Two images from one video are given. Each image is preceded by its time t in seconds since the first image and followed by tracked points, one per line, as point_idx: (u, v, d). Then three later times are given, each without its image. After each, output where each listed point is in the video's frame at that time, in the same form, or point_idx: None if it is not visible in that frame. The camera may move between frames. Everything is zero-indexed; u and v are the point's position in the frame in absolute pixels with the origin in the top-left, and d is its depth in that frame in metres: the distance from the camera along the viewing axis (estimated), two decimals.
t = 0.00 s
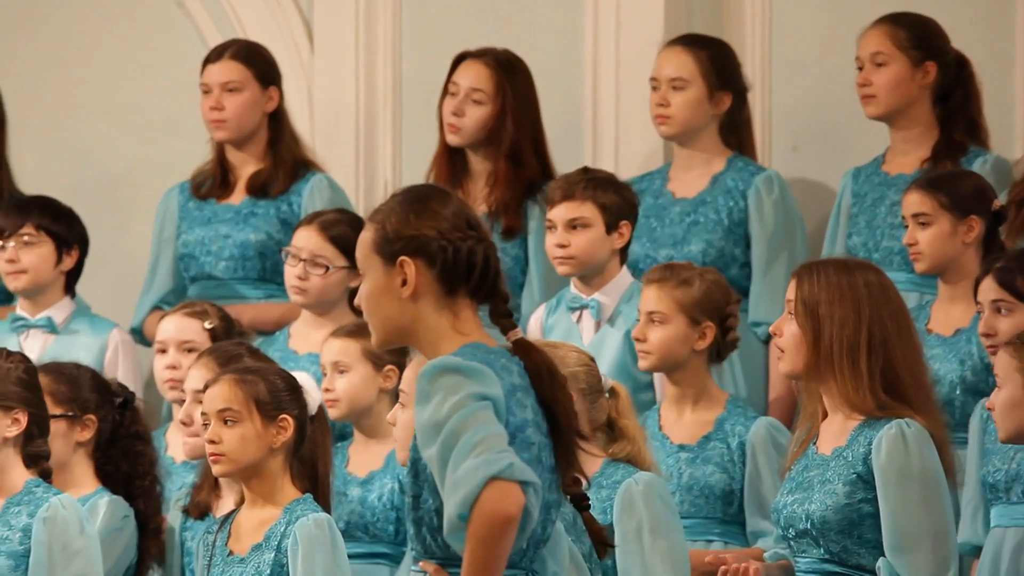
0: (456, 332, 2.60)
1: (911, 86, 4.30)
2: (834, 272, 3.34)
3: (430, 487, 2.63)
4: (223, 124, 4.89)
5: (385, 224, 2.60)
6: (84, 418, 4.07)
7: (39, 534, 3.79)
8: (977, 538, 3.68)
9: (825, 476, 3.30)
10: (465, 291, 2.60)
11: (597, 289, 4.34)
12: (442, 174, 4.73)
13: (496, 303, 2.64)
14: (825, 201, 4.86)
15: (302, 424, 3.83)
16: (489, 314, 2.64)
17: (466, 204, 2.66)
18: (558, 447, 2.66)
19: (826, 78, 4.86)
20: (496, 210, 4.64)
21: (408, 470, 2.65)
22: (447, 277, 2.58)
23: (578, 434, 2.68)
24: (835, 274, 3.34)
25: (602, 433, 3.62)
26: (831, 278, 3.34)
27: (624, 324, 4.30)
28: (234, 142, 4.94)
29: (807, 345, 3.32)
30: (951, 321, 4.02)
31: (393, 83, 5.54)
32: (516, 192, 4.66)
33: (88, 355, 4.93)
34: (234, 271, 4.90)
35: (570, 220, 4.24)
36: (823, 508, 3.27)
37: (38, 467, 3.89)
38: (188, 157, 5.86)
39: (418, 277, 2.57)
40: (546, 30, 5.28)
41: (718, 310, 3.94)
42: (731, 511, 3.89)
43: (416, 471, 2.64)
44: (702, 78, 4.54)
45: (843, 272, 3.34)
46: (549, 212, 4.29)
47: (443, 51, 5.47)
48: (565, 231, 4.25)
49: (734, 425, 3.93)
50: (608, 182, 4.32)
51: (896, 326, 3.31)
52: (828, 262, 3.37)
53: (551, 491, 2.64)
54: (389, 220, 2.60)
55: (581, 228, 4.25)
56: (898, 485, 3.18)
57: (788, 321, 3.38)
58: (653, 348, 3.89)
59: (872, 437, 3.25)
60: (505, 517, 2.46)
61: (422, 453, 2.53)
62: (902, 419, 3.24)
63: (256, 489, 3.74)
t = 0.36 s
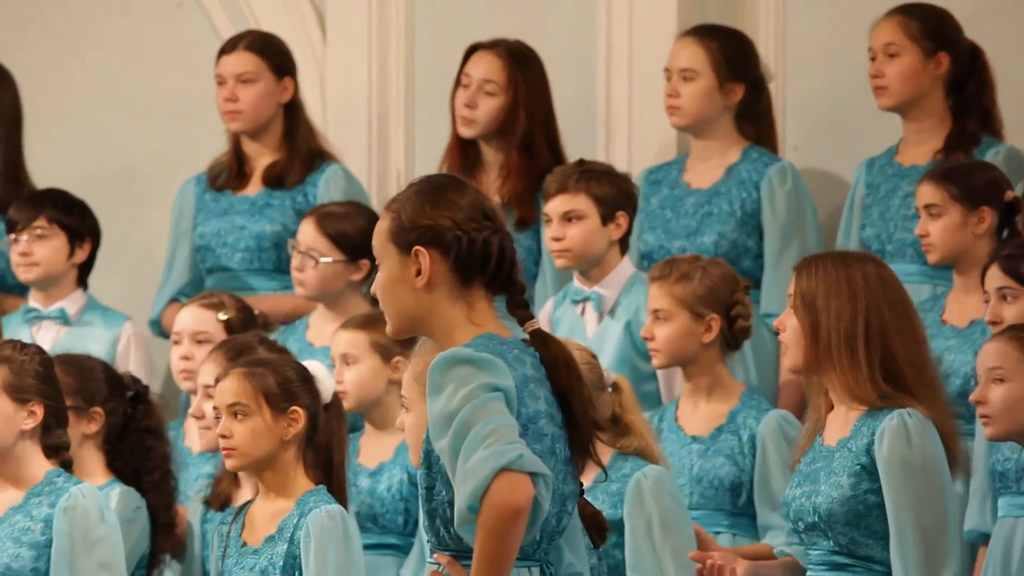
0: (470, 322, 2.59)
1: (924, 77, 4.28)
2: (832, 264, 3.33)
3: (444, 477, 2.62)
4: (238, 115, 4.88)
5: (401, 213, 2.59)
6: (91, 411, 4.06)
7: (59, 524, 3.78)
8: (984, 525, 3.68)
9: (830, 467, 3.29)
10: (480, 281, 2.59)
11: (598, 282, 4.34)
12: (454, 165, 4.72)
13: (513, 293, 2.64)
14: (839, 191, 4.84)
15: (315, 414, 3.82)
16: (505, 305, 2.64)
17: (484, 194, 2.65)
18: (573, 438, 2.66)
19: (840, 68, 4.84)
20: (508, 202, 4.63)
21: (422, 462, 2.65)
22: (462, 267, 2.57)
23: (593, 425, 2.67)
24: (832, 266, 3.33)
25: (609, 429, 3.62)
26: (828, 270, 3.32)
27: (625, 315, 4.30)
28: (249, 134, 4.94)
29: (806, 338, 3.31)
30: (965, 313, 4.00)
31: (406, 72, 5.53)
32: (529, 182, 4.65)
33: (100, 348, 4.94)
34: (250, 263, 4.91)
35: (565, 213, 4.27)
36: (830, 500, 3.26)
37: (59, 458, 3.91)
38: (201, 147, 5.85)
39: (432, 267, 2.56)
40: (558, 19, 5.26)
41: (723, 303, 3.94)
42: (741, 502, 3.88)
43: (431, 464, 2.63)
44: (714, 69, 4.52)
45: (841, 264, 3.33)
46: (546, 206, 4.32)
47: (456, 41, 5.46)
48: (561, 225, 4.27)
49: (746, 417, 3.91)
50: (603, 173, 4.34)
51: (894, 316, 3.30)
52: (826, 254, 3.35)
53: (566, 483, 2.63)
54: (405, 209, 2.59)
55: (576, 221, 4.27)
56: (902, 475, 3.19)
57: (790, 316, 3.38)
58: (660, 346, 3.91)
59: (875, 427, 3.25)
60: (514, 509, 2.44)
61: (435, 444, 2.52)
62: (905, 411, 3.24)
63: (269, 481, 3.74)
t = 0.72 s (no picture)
0: (491, 312, 2.60)
1: (937, 68, 4.27)
2: (818, 260, 3.38)
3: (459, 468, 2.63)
4: (257, 106, 4.90)
5: (422, 202, 2.60)
6: (103, 401, 4.09)
7: (81, 511, 3.80)
8: (987, 516, 3.75)
9: (827, 461, 3.31)
10: (500, 271, 2.60)
11: (607, 276, 4.36)
12: (470, 156, 4.73)
13: (536, 282, 2.64)
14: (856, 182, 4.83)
15: (331, 405, 3.82)
16: (530, 295, 2.64)
17: (507, 183, 2.66)
18: (592, 431, 2.66)
19: (857, 57, 4.84)
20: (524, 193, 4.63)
21: (439, 454, 2.66)
22: (483, 257, 2.58)
23: (612, 417, 2.67)
24: (818, 261, 3.37)
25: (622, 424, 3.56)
26: (815, 265, 3.37)
27: (631, 308, 4.31)
28: (269, 125, 4.95)
29: (794, 331, 3.34)
30: (978, 304, 4.00)
31: (422, 65, 5.54)
32: (544, 172, 4.65)
33: (123, 342, 4.94)
34: (269, 254, 4.92)
35: (566, 209, 4.27)
36: (829, 495, 3.27)
37: (82, 448, 3.93)
38: (220, 139, 5.86)
39: (452, 257, 2.57)
40: (574, 11, 5.26)
41: (738, 295, 3.93)
42: (757, 494, 3.88)
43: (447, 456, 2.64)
44: (728, 60, 4.51)
45: (826, 259, 3.38)
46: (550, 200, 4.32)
47: (473, 34, 5.46)
48: (562, 221, 4.28)
49: (764, 409, 3.91)
50: (603, 167, 4.33)
51: (879, 309, 3.34)
52: (812, 251, 3.41)
53: (585, 476, 2.63)
54: (426, 198, 2.60)
55: (577, 216, 4.27)
56: (894, 462, 3.18)
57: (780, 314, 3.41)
58: (676, 338, 3.91)
59: (866, 416, 3.25)
60: (515, 502, 2.45)
61: (445, 435, 2.53)
62: (893, 398, 3.24)
63: (285, 471, 3.75)
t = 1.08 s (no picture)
0: (512, 304, 2.60)
1: (951, 60, 4.26)
2: (812, 253, 3.42)
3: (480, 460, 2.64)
4: (278, 98, 4.91)
5: (440, 195, 2.61)
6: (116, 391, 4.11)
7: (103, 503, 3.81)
8: (994, 506, 3.71)
9: (823, 454, 3.37)
10: (521, 262, 2.60)
11: (643, 267, 4.36)
12: (488, 147, 4.73)
13: (559, 271, 2.64)
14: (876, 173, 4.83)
15: (350, 397, 3.83)
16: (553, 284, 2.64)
17: (526, 174, 2.66)
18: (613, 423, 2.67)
19: (875, 47, 4.83)
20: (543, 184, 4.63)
21: (459, 445, 2.67)
22: (503, 248, 2.58)
23: (631, 408, 2.66)
24: (812, 255, 3.42)
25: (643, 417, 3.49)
26: (809, 259, 3.42)
27: (665, 298, 4.30)
28: (291, 117, 4.95)
29: (789, 324, 3.39)
30: (984, 295, 4.04)
31: (441, 57, 5.54)
32: (563, 164, 4.65)
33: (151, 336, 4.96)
34: (291, 246, 4.93)
35: (599, 199, 4.30)
36: (826, 486, 3.34)
37: (112, 439, 3.96)
38: (243, 132, 5.88)
39: (472, 249, 2.58)
40: (591, 3, 5.26)
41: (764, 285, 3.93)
42: (777, 486, 3.87)
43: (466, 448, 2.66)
44: (744, 51, 4.51)
45: (819, 253, 3.42)
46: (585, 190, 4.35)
47: (490, 26, 5.46)
48: (595, 211, 4.31)
49: (785, 401, 3.90)
50: (638, 157, 4.35)
51: (871, 301, 3.38)
52: (805, 244, 3.45)
53: (605, 467, 2.64)
54: (444, 191, 2.61)
55: (610, 207, 4.30)
56: (879, 450, 3.25)
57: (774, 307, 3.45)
58: (697, 326, 3.91)
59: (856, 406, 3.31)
60: (525, 490, 2.44)
61: (460, 426, 2.55)
62: (882, 386, 3.30)
63: (306, 463, 3.77)
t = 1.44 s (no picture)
0: (532, 295, 2.61)
1: (971, 50, 4.25)
2: (831, 243, 3.52)
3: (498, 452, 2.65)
4: (297, 88, 4.91)
5: (463, 184, 2.62)
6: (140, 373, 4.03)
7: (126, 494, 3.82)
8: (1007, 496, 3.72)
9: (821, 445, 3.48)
10: (542, 252, 2.61)
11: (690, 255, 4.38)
12: (505, 138, 4.74)
13: (579, 262, 2.65)
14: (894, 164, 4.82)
15: (367, 388, 3.83)
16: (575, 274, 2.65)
17: (549, 166, 2.67)
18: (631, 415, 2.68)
19: (894, 38, 4.82)
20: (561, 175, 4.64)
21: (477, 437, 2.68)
22: (524, 239, 2.59)
23: (651, 398, 2.68)
24: (833, 245, 3.52)
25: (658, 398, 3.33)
26: (829, 248, 3.52)
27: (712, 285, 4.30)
28: (312, 106, 4.96)
29: (808, 312, 3.48)
30: (984, 288, 4.05)
31: (459, 47, 5.54)
32: (579, 154, 4.65)
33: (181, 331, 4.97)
34: (307, 236, 4.94)
35: (651, 185, 4.32)
36: (824, 476, 3.45)
37: (138, 428, 3.98)
38: (264, 122, 5.90)
39: (494, 240, 2.58)
40: None
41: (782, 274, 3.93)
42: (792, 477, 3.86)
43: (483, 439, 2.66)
44: (757, 42, 4.50)
45: (840, 243, 3.52)
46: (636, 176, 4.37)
47: (508, 17, 5.46)
48: (645, 197, 4.33)
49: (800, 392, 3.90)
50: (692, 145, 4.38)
51: (888, 292, 3.49)
52: (823, 234, 3.55)
53: (624, 458, 2.65)
54: (467, 180, 2.62)
55: (660, 194, 4.32)
56: (870, 438, 3.36)
57: (786, 295, 3.54)
58: (713, 315, 3.92)
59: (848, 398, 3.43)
60: (540, 479, 2.44)
61: (476, 416, 2.55)
62: (874, 372, 3.41)
63: (323, 453, 3.78)
